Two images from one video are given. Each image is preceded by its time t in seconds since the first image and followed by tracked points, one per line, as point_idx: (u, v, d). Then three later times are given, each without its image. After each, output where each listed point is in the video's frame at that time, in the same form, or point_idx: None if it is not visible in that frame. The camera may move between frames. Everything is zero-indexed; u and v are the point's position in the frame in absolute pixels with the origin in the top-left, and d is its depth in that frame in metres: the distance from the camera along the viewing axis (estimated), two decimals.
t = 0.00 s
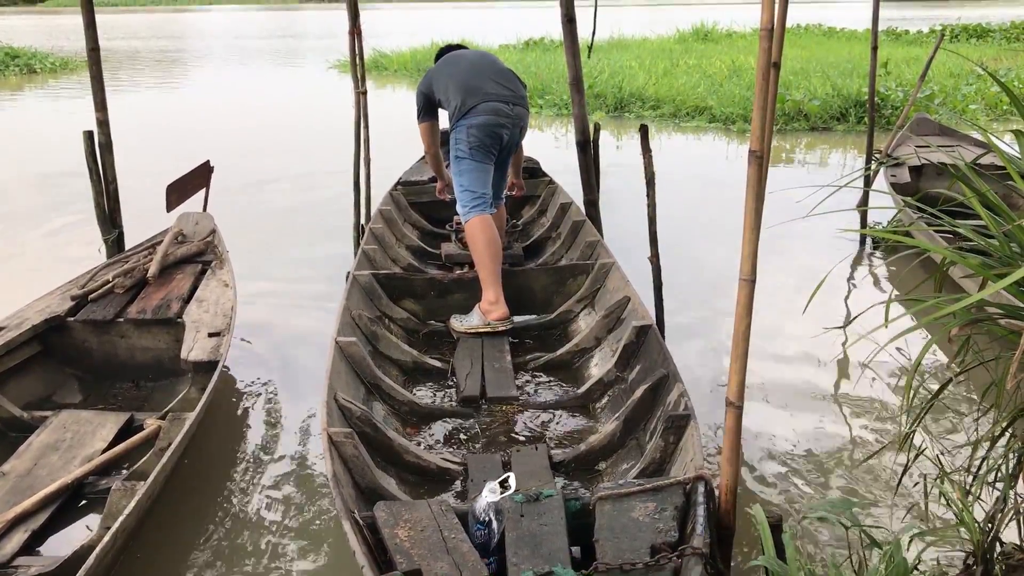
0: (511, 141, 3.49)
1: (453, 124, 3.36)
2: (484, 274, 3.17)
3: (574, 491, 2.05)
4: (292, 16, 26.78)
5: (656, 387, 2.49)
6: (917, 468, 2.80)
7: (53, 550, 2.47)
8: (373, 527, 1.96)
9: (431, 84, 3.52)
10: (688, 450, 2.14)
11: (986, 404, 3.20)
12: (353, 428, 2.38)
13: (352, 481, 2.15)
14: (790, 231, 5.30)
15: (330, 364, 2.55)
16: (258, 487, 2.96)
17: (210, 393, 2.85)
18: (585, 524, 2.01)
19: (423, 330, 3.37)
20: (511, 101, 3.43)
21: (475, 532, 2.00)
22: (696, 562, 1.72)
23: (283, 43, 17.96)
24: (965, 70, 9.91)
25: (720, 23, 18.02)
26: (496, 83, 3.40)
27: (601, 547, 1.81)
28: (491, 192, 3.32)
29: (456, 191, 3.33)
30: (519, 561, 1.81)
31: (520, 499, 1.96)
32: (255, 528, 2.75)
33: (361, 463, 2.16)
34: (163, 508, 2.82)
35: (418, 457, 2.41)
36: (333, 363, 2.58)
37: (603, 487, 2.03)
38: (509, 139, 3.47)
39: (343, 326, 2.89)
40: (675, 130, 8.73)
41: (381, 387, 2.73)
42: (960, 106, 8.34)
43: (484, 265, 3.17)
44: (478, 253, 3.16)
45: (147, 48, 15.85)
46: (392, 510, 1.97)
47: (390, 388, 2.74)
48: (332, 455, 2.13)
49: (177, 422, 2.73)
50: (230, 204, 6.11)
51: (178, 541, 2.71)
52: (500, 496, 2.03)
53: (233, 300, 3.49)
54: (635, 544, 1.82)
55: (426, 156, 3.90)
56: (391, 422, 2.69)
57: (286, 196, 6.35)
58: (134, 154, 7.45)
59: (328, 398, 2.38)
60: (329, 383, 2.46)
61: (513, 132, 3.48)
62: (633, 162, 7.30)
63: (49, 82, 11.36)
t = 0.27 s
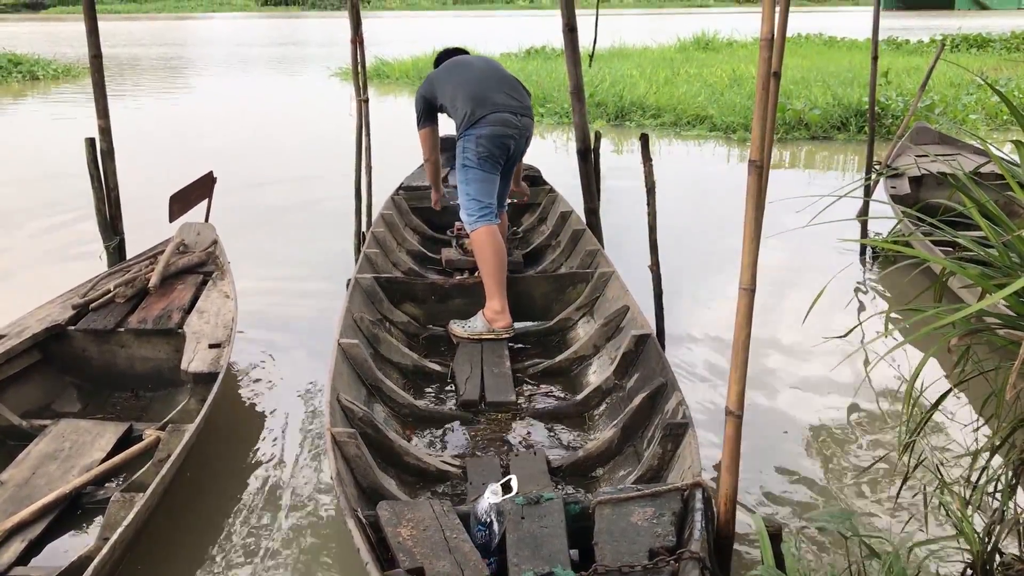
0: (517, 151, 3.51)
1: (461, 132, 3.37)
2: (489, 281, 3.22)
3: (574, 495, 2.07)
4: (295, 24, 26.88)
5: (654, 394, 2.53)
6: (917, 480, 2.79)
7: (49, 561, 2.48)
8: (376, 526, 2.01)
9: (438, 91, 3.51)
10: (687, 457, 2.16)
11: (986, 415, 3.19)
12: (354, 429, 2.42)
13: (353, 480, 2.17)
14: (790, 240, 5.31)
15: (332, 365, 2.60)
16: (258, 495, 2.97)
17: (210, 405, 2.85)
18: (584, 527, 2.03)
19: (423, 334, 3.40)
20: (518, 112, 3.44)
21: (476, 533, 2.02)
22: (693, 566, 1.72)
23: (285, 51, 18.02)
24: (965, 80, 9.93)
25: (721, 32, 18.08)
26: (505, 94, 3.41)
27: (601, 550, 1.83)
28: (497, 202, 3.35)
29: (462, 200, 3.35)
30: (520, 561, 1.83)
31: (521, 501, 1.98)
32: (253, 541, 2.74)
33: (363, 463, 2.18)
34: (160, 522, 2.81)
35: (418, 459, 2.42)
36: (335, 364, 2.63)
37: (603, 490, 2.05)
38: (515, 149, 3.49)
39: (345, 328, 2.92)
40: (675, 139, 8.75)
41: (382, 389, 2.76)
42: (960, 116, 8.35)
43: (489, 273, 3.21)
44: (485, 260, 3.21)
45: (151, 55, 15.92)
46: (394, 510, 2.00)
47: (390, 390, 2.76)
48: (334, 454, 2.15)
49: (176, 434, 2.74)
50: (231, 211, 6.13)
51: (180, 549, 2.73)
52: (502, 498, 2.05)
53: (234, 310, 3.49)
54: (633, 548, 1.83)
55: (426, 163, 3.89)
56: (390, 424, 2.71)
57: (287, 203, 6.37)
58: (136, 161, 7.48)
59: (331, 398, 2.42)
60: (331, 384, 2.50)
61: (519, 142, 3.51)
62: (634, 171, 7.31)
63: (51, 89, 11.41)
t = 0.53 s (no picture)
0: (524, 161, 3.60)
1: (472, 139, 3.44)
2: (491, 287, 3.33)
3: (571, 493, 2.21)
4: (297, 32, 26.95)
5: (652, 398, 2.64)
6: (918, 489, 2.79)
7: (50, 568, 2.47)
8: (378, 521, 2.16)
9: (444, 96, 3.50)
10: (682, 458, 2.26)
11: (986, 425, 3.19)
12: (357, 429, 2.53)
13: (355, 479, 2.30)
14: (790, 249, 5.32)
15: (335, 367, 2.71)
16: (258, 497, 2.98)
17: (208, 407, 2.86)
18: (581, 524, 2.17)
19: (423, 338, 3.53)
20: (529, 124, 3.52)
21: (477, 530, 2.16)
22: (687, 562, 1.87)
23: (287, 59, 18.04)
24: (965, 90, 9.95)
25: (721, 41, 18.11)
26: (518, 105, 3.48)
27: (598, 546, 1.96)
28: (502, 212, 3.46)
29: (469, 206, 3.45)
30: (519, 556, 1.97)
31: (520, 500, 2.13)
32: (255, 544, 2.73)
33: (364, 461, 2.31)
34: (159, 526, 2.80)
35: (417, 459, 2.53)
36: (339, 368, 2.74)
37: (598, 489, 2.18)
38: (522, 159, 3.58)
39: (347, 333, 3.04)
40: (676, 148, 8.77)
41: (384, 393, 2.88)
42: (960, 126, 8.37)
43: (491, 278, 3.32)
44: (487, 265, 3.32)
45: (152, 63, 15.93)
46: (396, 507, 2.14)
47: (391, 393, 2.88)
48: (336, 453, 2.27)
49: (174, 438, 2.75)
50: (232, 219, 6.14)
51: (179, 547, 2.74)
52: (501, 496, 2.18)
53: (233, 316, 3.50)
54: (628, 544, 1.97)
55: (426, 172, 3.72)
56: (391, 425, 2.82)
57: (288, 211, 6.39)
58: (137, 169, 7.49)
59: (332, 399, 2.53)
60: (334, 386, 2.61)
61: (527, 153, 3.60)
62: (634, 180, 7.33)
63: (53, 97, 11.42)
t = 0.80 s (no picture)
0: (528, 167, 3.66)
1: (483, 143, 3.44)
2: (493, 291, 3.37)
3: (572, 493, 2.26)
4: (298, 39, 27.04)
5: (650, 403, 2.65)
6: (917, 497, 2.79)
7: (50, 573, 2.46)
8: (382, 518, 2.21)
9: (453, 96, 3.47)
10: (681, 461, 2.30)
11: (986, 432, 3.19)
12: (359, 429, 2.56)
13: (358, 477, 2.34)
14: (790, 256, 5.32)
15: (337, 369, 2.75)
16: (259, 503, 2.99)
17: (208, 411, 2.86)
18: (582, 523, 2.21)
19: (423, 340, 3.55)
20: (537, 132, 3.59)
21: (478, 528, 2.21)
22: (686, 561, 1.93)
23: (288, 66, 18.10)
24: (965, 98, 9.97)
25: (721, 49, 18.15)
26: (529, 113, 3.53)
27: (598, 545, 2.02)
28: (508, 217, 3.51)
29: (476, 209, 3.46)
30: (521, 554, 2.01)
31: (521, 499, 2.16)
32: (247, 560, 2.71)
33: (368, 459, 2.35)
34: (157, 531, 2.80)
35: (419, 460, 2.55)
36: (341, 369, 2.77)
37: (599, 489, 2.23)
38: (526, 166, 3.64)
39: (350, 334, 3.08)
40: (676, 155, 8.79)
41: (385, 394, 2.92)
42: (960, 134, 8.38)
43: (493, 282, 3.36)
44: (490, 268, 3.35)
45: (153, 70, 15.98)
46: (399, 505, 2.20)
47: (393, 394, 2.92)
48: (341, 453, 2.32)
49: (173, 442, 2.75)
50: (233, 226, 6.15)
51: (179, 552, 2.76)
52: (503, 495, 2.21)
53: (233, 320, 3.50)
54: (628, 543, 2.02)
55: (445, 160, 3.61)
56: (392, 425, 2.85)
57: (289, 218, 6.40)
58: (137, 176, 7.50)
59: (336, 399, 2.57)
60: (337, 386, 2.64)
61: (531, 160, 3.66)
62: (634, 187, 7.34)
63: (54, 104, 11.45)
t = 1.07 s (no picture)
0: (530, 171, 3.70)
1: (497, 145, 3.44)
2: (495, 292, 3.39)
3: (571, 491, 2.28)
4: (298, 44, 27.10)
5: (648, 403, 2.67)
6: (917, 501, 2.78)
7: None
8: (383, 516, 2.21)
9: (464, 98, 3.46)
10: (678, 459, 2.32)
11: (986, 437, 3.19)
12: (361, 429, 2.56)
13: (360, 476, 2.35)
14: (790, 260, 5.33)
15: (338, 370, 2.76)
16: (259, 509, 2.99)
17: (209, 420, 2.85)
18: (581, 521, 2.23)
19: (424, 343, 3.53)
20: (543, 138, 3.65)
21: (478, 525, 2.24)
22: (683, 555, 1.94)
23: (288, 70, 18.14)
24: (964, 102, 9.99)
25: (721, 54, 18.20)
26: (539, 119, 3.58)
27: (597, 541, 2.05)
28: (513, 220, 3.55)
29: (484, 211, 3.45)
30: (520, 550, 2.04)
31: (521, 496, 2.19)
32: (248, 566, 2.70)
33: (369, 458, 2.36)
34: (156, 538, 2.79)
35: (420, 460, 2.57)
36: (342, 371, 2.78)
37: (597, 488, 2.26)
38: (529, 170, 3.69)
39: (351, 336, 3.08)
40: (675, 159, 8.80)
41: (386, 395, 2.92)
42: (959, 138, 8.39)
43: (495, 283, 3.39)
44: (493, 268, 3.37)
45: (153, 74, 16.01)
46: (401, 503, 2.21)
47: (394, 395, 2.92)
48: (343, 452, 2.33)
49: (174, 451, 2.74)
50: (233, 230, 6.16)
51: (180, 559, 2.76)
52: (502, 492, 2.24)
53: (234, 325, 3.50)
54: (626, 539, 2.05)
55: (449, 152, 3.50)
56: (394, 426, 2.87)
57: (289, 222, 6.41)
58: (137, 180, 7.51)
59: (338, 400, 2.56)
60: (338, 386, 2.65)
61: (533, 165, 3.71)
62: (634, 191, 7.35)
63: (54, 108, 11.47)
